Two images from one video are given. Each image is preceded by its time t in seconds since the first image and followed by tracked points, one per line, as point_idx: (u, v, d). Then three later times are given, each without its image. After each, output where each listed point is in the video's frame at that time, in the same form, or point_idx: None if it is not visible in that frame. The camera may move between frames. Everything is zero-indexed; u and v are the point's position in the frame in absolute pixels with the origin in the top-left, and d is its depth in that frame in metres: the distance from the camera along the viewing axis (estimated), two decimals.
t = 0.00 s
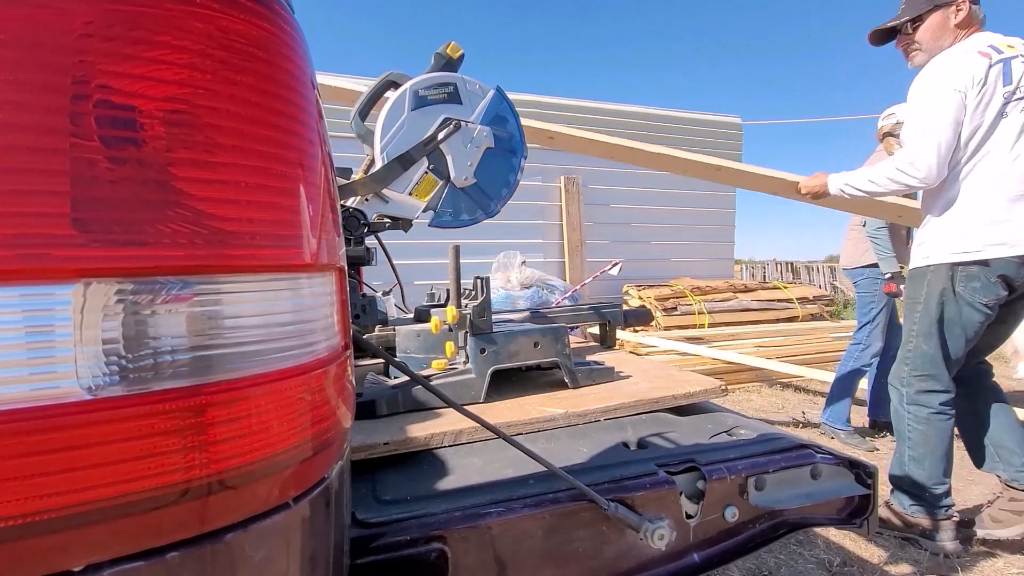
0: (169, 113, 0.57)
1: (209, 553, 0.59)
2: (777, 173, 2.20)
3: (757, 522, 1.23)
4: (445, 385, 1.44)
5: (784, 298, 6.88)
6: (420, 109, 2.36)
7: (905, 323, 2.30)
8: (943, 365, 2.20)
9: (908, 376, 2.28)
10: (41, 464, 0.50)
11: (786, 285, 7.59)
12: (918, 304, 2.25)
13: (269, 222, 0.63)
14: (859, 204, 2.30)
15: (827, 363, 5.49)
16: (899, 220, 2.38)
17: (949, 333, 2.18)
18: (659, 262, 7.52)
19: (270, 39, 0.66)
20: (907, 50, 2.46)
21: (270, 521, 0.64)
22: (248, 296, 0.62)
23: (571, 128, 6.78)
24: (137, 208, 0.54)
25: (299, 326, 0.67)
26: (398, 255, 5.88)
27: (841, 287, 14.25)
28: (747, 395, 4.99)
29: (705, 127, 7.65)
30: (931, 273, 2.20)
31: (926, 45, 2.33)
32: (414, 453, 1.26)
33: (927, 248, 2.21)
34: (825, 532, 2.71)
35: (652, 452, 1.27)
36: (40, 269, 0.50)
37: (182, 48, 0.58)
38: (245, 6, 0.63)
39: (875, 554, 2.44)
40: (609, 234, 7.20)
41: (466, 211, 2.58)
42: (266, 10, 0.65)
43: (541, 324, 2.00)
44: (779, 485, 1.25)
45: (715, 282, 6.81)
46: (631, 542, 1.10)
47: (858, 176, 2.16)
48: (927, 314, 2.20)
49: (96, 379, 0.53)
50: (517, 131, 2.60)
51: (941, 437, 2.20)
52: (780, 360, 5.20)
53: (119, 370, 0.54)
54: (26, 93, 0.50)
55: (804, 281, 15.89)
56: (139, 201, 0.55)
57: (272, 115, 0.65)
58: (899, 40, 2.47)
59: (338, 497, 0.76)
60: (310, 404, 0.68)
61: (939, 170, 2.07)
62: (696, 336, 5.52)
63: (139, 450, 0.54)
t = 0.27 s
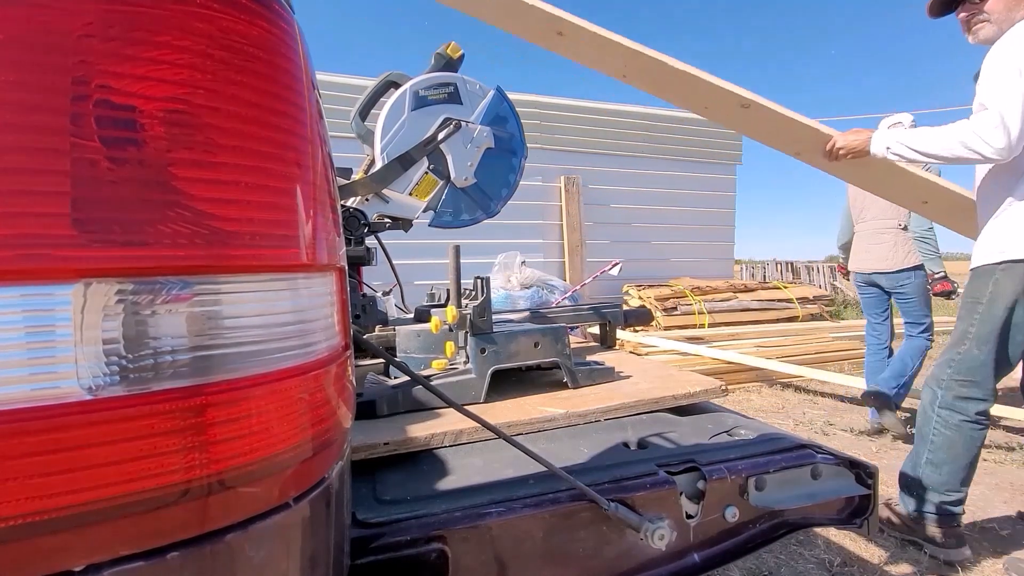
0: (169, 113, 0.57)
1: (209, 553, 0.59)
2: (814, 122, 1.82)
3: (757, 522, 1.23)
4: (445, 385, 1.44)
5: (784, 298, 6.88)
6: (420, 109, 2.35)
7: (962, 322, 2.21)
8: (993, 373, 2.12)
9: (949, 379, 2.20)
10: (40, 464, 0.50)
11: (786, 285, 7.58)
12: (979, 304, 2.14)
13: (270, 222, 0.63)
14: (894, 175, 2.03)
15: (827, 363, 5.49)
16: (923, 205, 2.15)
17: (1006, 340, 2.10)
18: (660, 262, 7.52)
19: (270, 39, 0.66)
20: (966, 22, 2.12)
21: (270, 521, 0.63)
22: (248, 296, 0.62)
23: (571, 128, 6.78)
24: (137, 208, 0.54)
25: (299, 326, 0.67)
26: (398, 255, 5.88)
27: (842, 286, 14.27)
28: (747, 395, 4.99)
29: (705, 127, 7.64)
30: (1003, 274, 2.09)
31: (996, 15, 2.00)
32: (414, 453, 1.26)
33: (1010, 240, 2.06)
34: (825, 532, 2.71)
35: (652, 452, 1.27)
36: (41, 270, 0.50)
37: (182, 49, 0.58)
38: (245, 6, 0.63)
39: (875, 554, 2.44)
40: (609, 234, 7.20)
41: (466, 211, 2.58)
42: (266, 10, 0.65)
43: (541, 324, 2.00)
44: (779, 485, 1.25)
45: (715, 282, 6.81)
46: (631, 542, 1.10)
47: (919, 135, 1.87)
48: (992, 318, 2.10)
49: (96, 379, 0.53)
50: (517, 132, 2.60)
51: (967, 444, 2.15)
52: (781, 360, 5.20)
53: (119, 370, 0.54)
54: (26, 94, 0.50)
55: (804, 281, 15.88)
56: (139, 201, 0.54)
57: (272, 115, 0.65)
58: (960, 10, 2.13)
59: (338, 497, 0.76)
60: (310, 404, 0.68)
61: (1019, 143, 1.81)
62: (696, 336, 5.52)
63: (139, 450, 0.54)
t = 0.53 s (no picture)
0: (170, 113, 0.57)
1: (209, 553, 0.59)
2: (857, 63, 1.48)
3: (757, 522, 1.23)
4: (445, 385, 1.44)
5: (784, 298, 6.87)
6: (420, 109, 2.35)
7: None
8: None
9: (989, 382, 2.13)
10: (40, 464, 0.50)
11: (786, 285, 7.58)
12: None
13: (270, 222, 0.63)
14: (938, 131, 1.65)
15: (827, 363, 5.49)
16: (963, 163, 1.69)
17: None
18: (659, 262, 7.53)
19: (270, 39, 0.66)
20: None
21: (270, 521, 0.63)
22: (248, 296, 0.62)
23: (571, 128, 6.77)
24: (137, 208, 0.54)
25: (299, 326, 0.67)
26: (398, 255, 5.88)
27: (842, 286, 14.27)
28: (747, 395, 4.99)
29: (705, 127, 7.64)
30: None
31: None
32: (414, 453, 1.26)
33: None
34: (825, 532, 2.71)
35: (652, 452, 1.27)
36: (41, 270, 0.50)
37: (182, 49, 0.58)
38: (245, 6, 0.63)
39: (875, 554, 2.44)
40: (609, 234, 7.20)
41: (466, 211, 2.58)
42: (265, 10, 0.66)
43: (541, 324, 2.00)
44: (778, 485, 1.25)
45: (715, 282, 6.81)
46: (631, 542, 1.10)
47: (960, 83, 1.65)
48: None
49: (96, 379, 0.53)
50: (517, 132, 2.60)
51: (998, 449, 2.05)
52: (781, 360, 5.20)
53: (119, 370, 0.54)
54: (26, 93, 0.50)
55: (804, 281, 15.88)
56: (140, 201, 0.55)
57: (272, 115, 0.65)
58: None
59: (338, 497, 0.76)
60: (310, 405, 0.68)
61: None
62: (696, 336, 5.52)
63: (139, 450, 0.54)
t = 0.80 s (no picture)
0: (170, 114, 0.57)
1: (209, 553, 0.59)
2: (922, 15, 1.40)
3: (757, 522, 1.23)
4: (445, 385, 1.44)
5: (783, 298, 6.87)
6: (420, 109, 2.35)
7: None
8: None
9: None
10: (41, 464, 0.50)
11: (786, 284, 7.57)
12: None
13: (270, 222, 0.63)
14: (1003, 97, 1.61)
15: (827, 363, 5.49)
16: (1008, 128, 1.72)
17: None
18: (660, 262, 7.53)
19: (270, 39, 0.66)
20: None
21: (270, 521, 0.64)
22: (248, 296, 0.62)
23: (571, 128, 6.76)
24: (137, 208, 0.54)
25: (299, 326, 0.67)
26: (397, 255, 5.88)
27: (841, 286, 14.28)
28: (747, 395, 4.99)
29: (705, 127, 7.63)
30: None
31: None
32: (414, 453, 1.26)
33: None
34: (825, 532, 2.71)
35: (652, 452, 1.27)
36: (41, 270, 0.50)
37: (182, 49, 0.58)
38: (244, 6, 0.63)
39: (874, 554, 2.44)
40: (609, 234, 7.20)
41: (466, 211, 2.58)
42: (265, 10, 0.66)
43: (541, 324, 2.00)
44: (778, 485, 1.25)
45: (715, 282, 6.81)
46: (631, 542, 1.10)
47: None
48: None
49: (96, 379, 0.53)
50: (517, 132, 2.60)
51: None
52: (781, 360, 5.20)
53: (120, 370, 0.54)
54: (27, 94, 0.50)
55: (804, 281, 15.89)
56: (140, 202, 0.55)
57: (272, 115, 0.65)
58: None
59: (338, 497, 0.76)
60: (310, 405, 0.68)
61: None
62: (696, 335, 5.52)
63: (139, 450, 0.54)
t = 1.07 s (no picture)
0: (170, 114, 0.57)
1: (209, 554, 0.59)
2: None
3: (758, 522, 1.23)
4: (445, 385, 1.44)
5: (784, 298, 6.87)
6: (420, 109, 2.35)
7: None
8: None
9: None
10: (41, 464, 0.50)
11: (786, 284, 7.57)
12: None
13: (269, 222, 0.63)
14: None
15: (828, 363, 5.49)
16: None
17: None
18: (660, 262, 7.53)
19: (270, 39, 0.66)
20: None
21: (270, 521, 0.63)
22: (248, 296, 0.62)
23: (571, 128, 6.77)
24: (137, 208, 0.54)
25: (299, 326, 0.67)
26: (398, 255, 5.89)
27: (842, 286, 14.28)
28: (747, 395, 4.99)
29: (706, 127, 7.63)
30: None
31: None
32: (415, 453, 1.27)
33: None
34: (825, 532, 2.71)
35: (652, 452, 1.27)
36: (41, 270, 0.50)
37: (182, 49, 0.58)
38: (244, 6, 0.63)
39: (875, 553, 2.44)
40: (609, 234, 7.20)
41: (466, 211, 2.58)
42: (265, 10, 0.66)
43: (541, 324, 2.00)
44: (778, 485, 1.25)
45: (715, 282, 6.81)
46: (631, 542, 1.10)
47: None
48: None
49: (96, 379, 0.53)
50: (518, 132, 2.60)
51: None
52: (781, 360, 5.20)
53: (119, 370, 0.54)
54: (26, 94, 0.50)
55: (804, 281, 15.89)
56: (140, 202, 0.55)
57: (271, 116, 0.65)
58: None
59: (338, 497, 0.76)
60: (310, 405, 0.68)
61: None
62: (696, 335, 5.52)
63: (139, 450, 0.54)
